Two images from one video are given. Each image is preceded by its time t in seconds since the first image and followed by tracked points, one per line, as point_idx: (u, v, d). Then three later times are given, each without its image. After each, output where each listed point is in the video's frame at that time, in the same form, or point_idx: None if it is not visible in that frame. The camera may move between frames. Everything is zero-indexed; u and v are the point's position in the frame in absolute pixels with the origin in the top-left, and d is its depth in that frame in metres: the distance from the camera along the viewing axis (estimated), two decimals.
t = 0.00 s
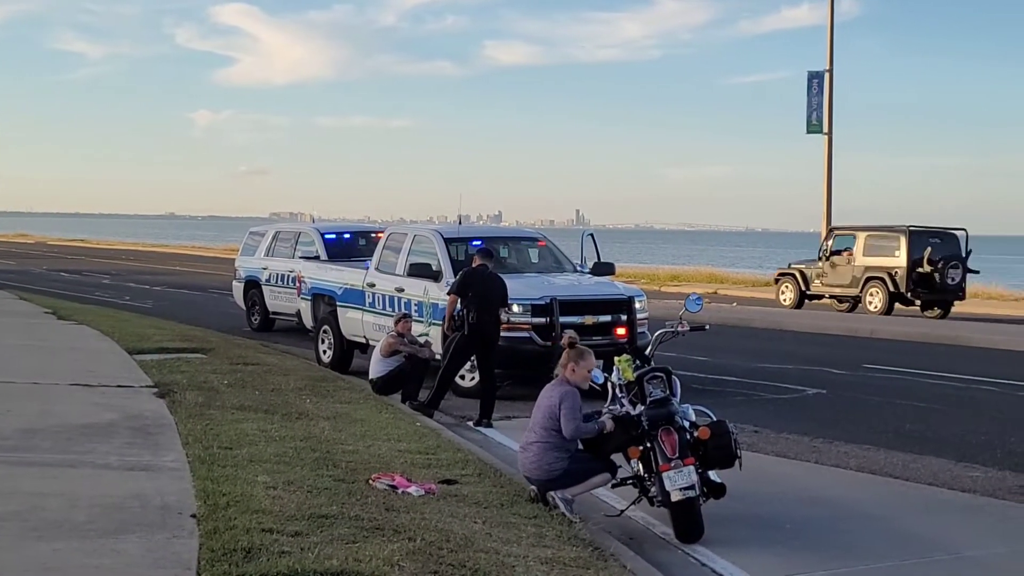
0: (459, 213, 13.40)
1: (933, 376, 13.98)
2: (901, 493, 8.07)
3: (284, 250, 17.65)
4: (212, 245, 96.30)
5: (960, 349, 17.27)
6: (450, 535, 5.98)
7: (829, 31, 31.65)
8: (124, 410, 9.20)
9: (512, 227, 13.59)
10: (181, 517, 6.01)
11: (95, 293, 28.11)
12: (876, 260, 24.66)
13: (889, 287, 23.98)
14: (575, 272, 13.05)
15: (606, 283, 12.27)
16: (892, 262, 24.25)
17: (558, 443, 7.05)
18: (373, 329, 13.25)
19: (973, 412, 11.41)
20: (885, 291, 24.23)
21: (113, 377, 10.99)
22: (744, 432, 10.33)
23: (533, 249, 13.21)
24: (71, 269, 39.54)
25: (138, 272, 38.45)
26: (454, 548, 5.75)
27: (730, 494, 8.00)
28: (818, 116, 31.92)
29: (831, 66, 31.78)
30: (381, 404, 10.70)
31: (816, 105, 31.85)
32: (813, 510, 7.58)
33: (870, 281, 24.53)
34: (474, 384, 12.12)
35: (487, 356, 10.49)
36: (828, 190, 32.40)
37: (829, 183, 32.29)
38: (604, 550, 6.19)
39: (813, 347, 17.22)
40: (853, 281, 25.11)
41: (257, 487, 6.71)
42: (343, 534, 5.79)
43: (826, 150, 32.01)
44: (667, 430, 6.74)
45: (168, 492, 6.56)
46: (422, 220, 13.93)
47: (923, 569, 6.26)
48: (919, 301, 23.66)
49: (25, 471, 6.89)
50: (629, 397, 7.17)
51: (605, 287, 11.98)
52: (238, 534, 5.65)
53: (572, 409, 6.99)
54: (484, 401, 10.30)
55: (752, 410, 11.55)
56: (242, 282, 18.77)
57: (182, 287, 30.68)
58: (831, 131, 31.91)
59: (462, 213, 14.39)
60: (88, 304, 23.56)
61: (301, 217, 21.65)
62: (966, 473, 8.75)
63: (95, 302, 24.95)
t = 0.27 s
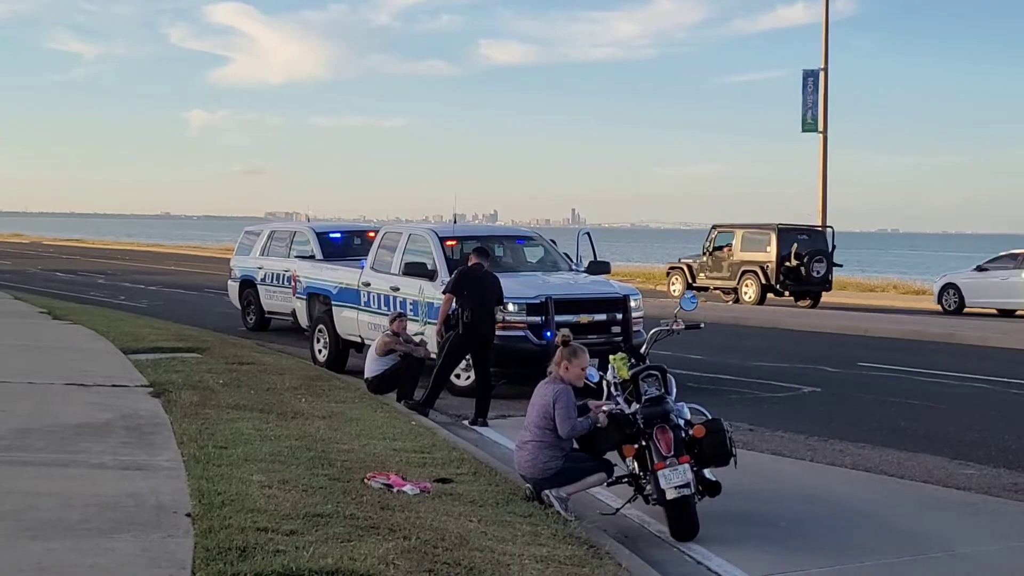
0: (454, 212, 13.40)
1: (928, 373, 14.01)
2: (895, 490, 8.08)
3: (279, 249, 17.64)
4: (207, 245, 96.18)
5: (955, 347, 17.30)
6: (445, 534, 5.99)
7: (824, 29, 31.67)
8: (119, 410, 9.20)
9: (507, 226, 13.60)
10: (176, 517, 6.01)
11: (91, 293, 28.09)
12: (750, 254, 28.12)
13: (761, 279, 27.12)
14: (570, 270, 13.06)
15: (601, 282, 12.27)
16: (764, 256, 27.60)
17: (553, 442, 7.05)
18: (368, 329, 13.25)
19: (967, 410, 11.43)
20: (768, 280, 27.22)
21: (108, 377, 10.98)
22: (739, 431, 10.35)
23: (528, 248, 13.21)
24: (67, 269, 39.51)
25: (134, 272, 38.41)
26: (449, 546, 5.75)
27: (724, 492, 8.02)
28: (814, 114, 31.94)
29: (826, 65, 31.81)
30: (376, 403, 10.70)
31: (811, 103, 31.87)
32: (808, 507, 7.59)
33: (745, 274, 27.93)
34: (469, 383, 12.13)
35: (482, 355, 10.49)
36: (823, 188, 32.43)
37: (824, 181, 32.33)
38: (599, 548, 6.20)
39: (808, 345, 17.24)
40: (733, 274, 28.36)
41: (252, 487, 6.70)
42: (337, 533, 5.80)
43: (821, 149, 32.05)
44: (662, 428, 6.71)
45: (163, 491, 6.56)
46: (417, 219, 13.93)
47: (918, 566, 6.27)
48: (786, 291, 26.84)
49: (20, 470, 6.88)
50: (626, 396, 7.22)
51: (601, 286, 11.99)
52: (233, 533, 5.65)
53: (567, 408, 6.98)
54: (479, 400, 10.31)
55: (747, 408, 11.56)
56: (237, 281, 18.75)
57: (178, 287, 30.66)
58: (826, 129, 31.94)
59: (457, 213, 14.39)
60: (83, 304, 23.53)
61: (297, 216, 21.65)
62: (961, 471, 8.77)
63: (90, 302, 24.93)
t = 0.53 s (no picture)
0: (450, 212, 13.40)
1: (924, 373, 14.03)
2: (892, 490, 8.09)
3: (275, 249, 17.63)
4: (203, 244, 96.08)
5: (951, 346, 17.32)
6: (442, 533, 5.99)
7: (820, 29, 31.71)
8: (116, 410, 9.19)
9: (503, 225, 13.60)
10: (172, 517, 6.00)
11: (87, 292, 28.08)
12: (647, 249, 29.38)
13: (655, 273, 28.66)
14: (566, 270, 13.06)
15: (598, 281, 12.27)
16: (658, 250, 28.97)
17: (550, 443, 7.05)
18: (365, 328, 13.25)
19: (964, 410, 11.45)
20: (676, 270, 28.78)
21: (105, 377, 10.97)
22: (735, 430, 10.36)
23: (525, 247, 13.21)
24: (63, 268, 39.50)
25: (131, 271, 38.42)
26: (446, 546, 5.76)
27: (720, 492, 8.03)
28: (809, 114, 31.99)
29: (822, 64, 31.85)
30: (372, 403, 10.70)
31: (807, 103, 31.91)
32: (804, 507, 7.60)
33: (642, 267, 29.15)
34: (466, 383, 12.13)
35: (478, 355, 10.48)
36: (819, 188, 32.47)
37: (820, 181, 32.37)
38: (596, 548, 6.20)
39: (804, 345, 17.26)
40: (631, 269, 29.75)
41: (248, 486, 6.70)
42: (333, 533, 5.79)
43: (817, 148, 32.09)
44: (658, 428, 6.72)
45: (159, 491, 6.55)
46: (414, 218, 13.93)
47: (915, 566, 6.28)
48: (676, 284, 28.38)
49: (16, 470, 6.88)
50: (622, 396, 7.21)
51: (597, 286, 12.00)
52: (229, 533, 5.64)
53: (562, 411, 6.98)
54: (475, 399, 10.31)
55: (744, 408, 11.57)
56: (234, 281, 18.74)
57: (173, 286, 30.65)
58: (821, 128, 31.99)
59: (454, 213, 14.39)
60: (79, 304, 23.53)
61: (294, 215, 21.64)
62: (957, 470, 8.78)
63: (86, 301, 24.92)
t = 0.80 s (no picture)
0: (446, 211, 13.39)
1: (919, 372, 14.04)
2: (887, 489, 8.10)
3: (271, 248, 17.61)
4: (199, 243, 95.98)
5: (946, 345, 17.33)
6: (437, 533, 5.99)
7: (816, 28, 31.73)
8: (111, 409, 9.17)
9: (499, 224, 13.59)
10: (168, 516, 5.99)
11: (82, 291, 28.04)
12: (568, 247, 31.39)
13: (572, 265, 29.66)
14: (561, 269, 13.06)
15: (593, 280, 12.28)
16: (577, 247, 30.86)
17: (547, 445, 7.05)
18: (360, 327, 13.24)
19: (959, 409, 11.45)
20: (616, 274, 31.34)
21: (100, 376, 10.95)
22: (731, 429, 10.36)
23: (521, 246, 13.20)
24: (58, 268, 39.48)
25: (126, 270, 38.39)
26: (441, 545, 5.75)
27: (715, 491, 8.03)
28: (805, 113, 31.99)
29: (817, 64, 31.88)
30: (368, 402, 10.70)
31: (802, 102, 31.93)
32: (799, 506, 7.60)
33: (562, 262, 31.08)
34: (461, 382, 12.12)
35: (474, 353, 10.47)
36: (814, 187, 32.50)
37: (816, 180, 32.39)
38: (591, 547, 6.20)
39: (799, 344, 17.27)
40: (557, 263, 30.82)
41: (243, 486, 6.69)
42: (328, 532, 5.79)
43: (812, 147, 32.12)
44: (654, 427, 6.73)
45: (154, 490, 6.54)
46: (409, 217, 13.91)
47: (911, 565, 6.28)
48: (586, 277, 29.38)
49: (10, 469, 6.86)
50: (617, 395, 7.22)
51: (593, 285, 11.99)
52: (224, 532, 5.63)
53: (557, 415, 6.97)
54: (471, 398, 10.30)
55: (739, 407, 11.58)
56: (229, 280, 18.72)
57: (168, 285, 30.62)
58: (817, 128, 32.01)
59: (449, 212, 14.38)
60: (74, 303, 23.49)
61: (289, 214, 21.62)
62: (952, 469, 8.79)
63: (80, 300, 24.89)
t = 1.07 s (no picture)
0: (442, 208, 13.38)
1: (916, 369, 14.05)
2: (884, 485, 8.11)
3: (267, 245, 17.60)
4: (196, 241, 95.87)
5: (943, 342, 17.34)
6: (434, 529, 5.99)
7: (813, 25, 31.74)
8: (107, 406, 9.16)
9: (495, 221, 13.59)
10: (164, 512, 5.99)
11: (78, 288, 27.99)
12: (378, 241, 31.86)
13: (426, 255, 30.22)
14: (558, 266, 13.06)
15: (590, 276, 12.29)
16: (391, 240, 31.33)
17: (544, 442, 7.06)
18: (357, 324, 13.24)
19: (955, 406, 11.46)
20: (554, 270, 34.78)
21: (96, 373, 10.94)
22: (727, 426, 10.37)
23: (517, 242, 13.21)
24: (55, 265, 39.40)
25: (122, 268, 38.33)
26: (438, 541, 5.75)
27: (711, 487, 8.04)
28: (802, 110, 32.01)
29: (814, 61, 31.88)
30: (364, 399, 10.70)
31: (799, 99, 31.94)
32: (795, 503, 7.61)
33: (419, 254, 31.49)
34: (458, 379, 12.12)
35: (471, 350, 10.49)
36: (811, 184, 32.51)
37: (812, 177, 32.40)
38: (588, 543, 6.21)
39: (796, 341, 17.28)
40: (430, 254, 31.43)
41: (240, 482, 6.69)
42: (325, 528, 5.79)
43: (809, 144, 32.13)
44: (650, 424, 6.73)
45: (150, 487, 6.54)
46: (406, 214, 13.91)
47: (907, 561, 6.30)
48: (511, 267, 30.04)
49: (6, 466, 6.86)
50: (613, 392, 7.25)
51: (589, 282, 12.00)
52: (221, 528, 5.64)
53: (556, 417, 6.99)
54: (468, 395, 10.31)
55: (736, 403, 11.58)
56: (226, 277, 18.71)
57: (165, 282, 30.58)
58: (813, 124, 32.02)
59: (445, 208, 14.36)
60: (70, 300, 23.45)
61: (286, 211, 21.58)
62: (948, 466, 8.80)
63: (77, 298, 24.85)
